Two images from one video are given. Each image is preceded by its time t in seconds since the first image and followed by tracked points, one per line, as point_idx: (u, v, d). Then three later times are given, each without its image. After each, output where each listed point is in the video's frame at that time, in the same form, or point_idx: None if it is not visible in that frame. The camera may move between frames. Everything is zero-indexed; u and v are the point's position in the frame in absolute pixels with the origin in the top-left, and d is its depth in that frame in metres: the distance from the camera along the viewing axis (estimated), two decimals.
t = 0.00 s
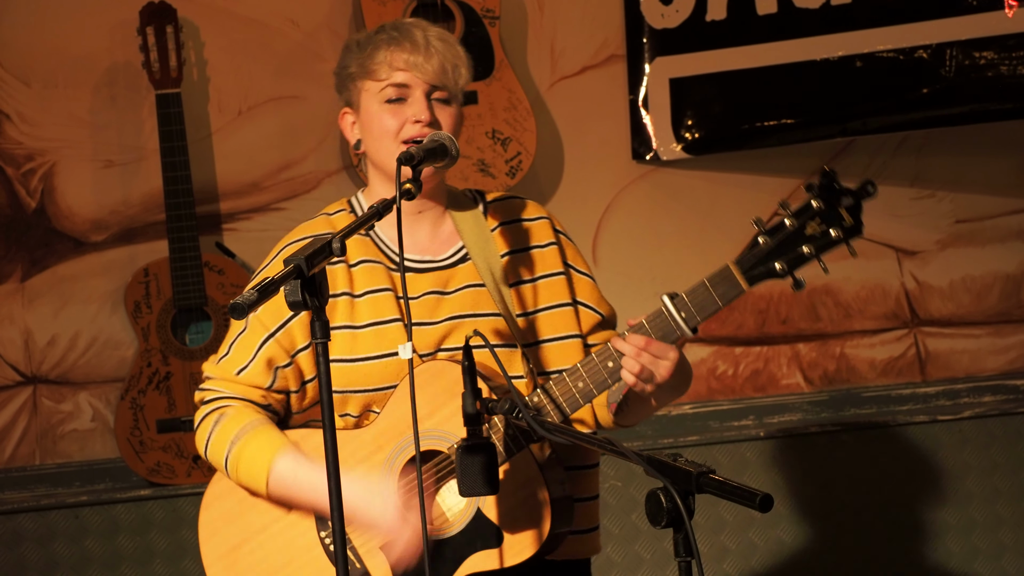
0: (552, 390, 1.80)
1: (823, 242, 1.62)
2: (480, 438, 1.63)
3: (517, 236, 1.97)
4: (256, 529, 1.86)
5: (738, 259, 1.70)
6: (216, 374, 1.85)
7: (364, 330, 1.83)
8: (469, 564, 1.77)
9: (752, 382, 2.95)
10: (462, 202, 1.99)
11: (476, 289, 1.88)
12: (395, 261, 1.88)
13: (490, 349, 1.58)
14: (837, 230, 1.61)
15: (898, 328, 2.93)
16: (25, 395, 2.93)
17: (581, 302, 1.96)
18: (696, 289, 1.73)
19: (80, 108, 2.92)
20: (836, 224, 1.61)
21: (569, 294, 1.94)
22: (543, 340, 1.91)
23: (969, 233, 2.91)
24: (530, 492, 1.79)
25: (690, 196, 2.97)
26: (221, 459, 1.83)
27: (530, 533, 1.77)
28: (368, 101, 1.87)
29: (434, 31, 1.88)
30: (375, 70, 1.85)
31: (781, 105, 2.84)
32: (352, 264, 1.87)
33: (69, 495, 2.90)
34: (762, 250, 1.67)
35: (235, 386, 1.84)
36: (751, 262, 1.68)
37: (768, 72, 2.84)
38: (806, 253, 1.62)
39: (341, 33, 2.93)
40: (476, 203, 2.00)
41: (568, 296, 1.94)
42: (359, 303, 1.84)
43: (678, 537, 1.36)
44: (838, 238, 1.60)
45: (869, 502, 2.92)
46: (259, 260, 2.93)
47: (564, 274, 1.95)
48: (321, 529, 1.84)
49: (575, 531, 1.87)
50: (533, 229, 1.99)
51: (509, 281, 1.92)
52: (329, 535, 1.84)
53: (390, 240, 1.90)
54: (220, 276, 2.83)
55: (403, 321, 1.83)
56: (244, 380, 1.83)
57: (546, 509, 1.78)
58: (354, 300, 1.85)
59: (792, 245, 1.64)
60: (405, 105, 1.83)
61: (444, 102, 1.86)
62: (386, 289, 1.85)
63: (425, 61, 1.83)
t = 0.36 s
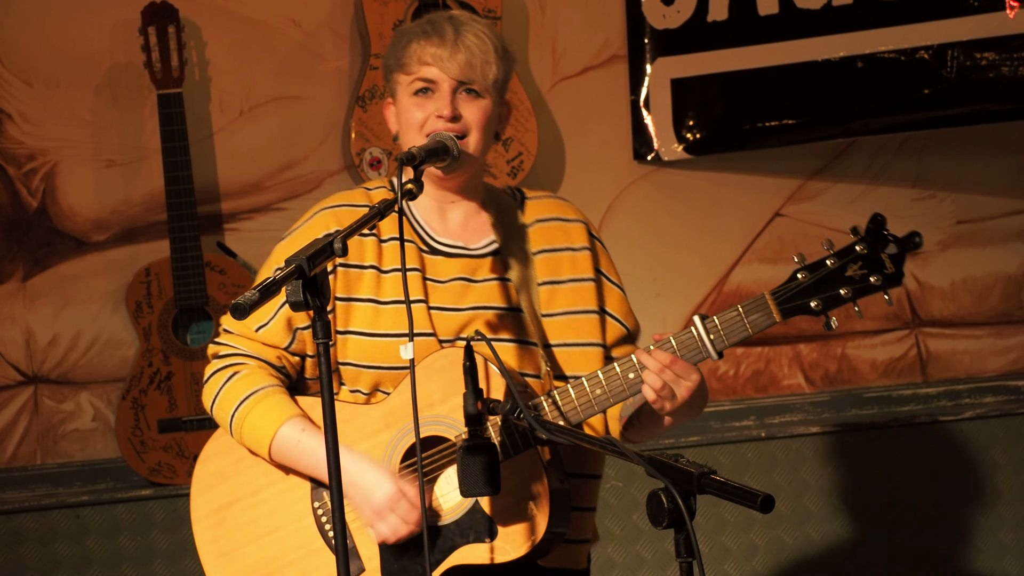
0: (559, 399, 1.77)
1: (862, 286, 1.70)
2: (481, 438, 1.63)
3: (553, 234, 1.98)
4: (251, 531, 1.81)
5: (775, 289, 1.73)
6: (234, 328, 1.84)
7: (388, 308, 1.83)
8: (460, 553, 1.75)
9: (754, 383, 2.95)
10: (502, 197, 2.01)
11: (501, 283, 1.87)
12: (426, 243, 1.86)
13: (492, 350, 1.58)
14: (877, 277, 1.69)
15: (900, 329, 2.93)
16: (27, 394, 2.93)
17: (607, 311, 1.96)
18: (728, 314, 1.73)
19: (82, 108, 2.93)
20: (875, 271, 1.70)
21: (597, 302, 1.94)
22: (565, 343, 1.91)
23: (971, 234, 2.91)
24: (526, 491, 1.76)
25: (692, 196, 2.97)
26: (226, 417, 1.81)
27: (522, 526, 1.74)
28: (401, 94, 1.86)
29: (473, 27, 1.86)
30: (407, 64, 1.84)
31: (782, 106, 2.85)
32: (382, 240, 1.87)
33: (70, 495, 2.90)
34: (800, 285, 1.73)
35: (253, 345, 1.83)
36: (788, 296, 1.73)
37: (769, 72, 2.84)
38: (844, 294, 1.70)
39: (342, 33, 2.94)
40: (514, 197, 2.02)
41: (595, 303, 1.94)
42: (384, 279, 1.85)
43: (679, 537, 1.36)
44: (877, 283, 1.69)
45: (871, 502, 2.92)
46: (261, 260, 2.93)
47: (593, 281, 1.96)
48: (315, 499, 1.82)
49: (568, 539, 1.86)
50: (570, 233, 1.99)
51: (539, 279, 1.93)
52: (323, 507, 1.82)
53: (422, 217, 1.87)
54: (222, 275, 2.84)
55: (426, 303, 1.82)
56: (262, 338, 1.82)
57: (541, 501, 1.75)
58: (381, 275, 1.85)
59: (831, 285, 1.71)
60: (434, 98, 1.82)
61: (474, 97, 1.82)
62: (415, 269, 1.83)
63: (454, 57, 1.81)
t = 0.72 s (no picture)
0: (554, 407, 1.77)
1: (861, 306, 1.58)
2: (481, 441, 1.64)
3: (590, 259, 1.95)
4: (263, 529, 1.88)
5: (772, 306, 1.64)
6: (261, 326, 1.89)
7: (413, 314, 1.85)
8: (451, 558, 1.75)
9: (755, 385, 2.95)
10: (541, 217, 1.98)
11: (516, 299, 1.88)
12: (460, 254, 1.89)
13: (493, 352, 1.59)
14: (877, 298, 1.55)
15: (900, 331, 2.93)
16: (27, 396, 2.93)
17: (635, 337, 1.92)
18: (724, 328, 1.67)
19: (83, 110, 2.93)
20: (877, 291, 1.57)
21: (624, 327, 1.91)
22: (589, 364, 1.89)
23: (971, 236, 2.91)
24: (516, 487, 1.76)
25: (693, 199, 2.97)
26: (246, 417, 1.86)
27: (511, 522, 1.74)
28: (428, 109, 1.90)
29: (495, 35, 1.89)
30: (431, 78, 1.89)
31: (783, 108, 2.85)
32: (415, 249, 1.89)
33: (71, 496, 2.90)
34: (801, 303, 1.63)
35: (279, 344, 1.88)
36: (785, 313, 1.64)
37: (770, 74, 2.84)
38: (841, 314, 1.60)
39: (343, 35, 2.94)
40: (559, 219, 2.00)
41: (623, 327, 1.91)
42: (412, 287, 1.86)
43: (679, 539, 1.35)
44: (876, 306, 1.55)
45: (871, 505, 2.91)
46: (261, 261, 2.93)
47: (624, 306, 1.93)
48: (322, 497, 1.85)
49: (568, 559, 1.84)
50: (606, 259, 1.96)
51: (570, 299, 1.91)
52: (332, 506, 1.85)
53: (459, 231, 1.92)
54: (222, 277, 2.83)
55: (448, 311, 1.85)
56: (287, 339, 1.87)
57: (530, 498, 1.74)
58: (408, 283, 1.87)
59: (829, 304, 1.61)
60: (455, 105, 1.84)
61: (493, 102, 1.84)
62: (442, 278, 1.86)
63: (472, 63, 1.85)
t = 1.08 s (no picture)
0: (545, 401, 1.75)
1: (829, 295, 1.50)
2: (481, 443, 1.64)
3: (594, 258, 1.92)
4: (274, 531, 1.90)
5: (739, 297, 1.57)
6: (273, 335, 1.97)
7: (416, 316, 1.88)
8: (446, 559, 1.73)
9: (754, 387, 2.95)
10: (550, 217, 1.96)
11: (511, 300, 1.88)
12: (466, 257, 1.91)
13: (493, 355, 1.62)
14: (844, 287, 1.48)
15: (900, 334, 2.93)
16: (27, 397, 2.93)
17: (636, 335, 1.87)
18: (694, 323, 1.62)
19: (83, 112, 2.93)
20: (844, 280, 1.48)
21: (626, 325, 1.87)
22: (589, 365, 1.85)
23: (970, 239, 2.91)
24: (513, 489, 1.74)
25: (693, 201, 2.97)
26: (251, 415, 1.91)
27: (505, 519, 1.71)
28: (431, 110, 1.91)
29: (495, 34, 1.90)
30: (433, 80, 1.91)
31: (783, 110, 2.85)
32: (421, 254, 1.93)
33: (70, 498, 2.90)
34: (770, 293, 1.56)
35: (286, 350, 1.94)
36: (753, 304, 1.57)
37: (770, 76, 2.84)
38: (810, 305, 1.52)
39: (343, 37, 2.94)
40: (567, 219, 1.98)
41: (624, 326, 1.87)
42: (417, 290, 1.90)
43: (679, 542, 1.35)
44: (844, 294, 1.48)
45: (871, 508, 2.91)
46: (261, 263, 2.93)
47: (625, 304, 1.88)
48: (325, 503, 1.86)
49: (563, 560, 1.82)
50: (611, 258, 1.92)
51: (572, 299, 1.88)
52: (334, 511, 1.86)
53: (465, 232, 1.94)
54: (222, 279, 2.83)
55: (449, 312, 1.87)
56: (294, 344, 1.94)
57: (522, 495, 1.70)
58: (413, 287, 1.91)
59: (798, 294, 1.53)
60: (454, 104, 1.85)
61: (492, 100, 1.84)
62: (444, 279, 1.89)
63: (470, 62, 1.86)
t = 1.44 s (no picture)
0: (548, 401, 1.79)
1: (820, 267, 1.62)
2: (480, 445, 1.63)
3: (559, 260, 1.95)
4: (275, 536, 1.89)
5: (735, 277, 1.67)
6: (244, 369, 1.92)
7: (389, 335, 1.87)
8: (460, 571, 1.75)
9: (754, 389, 2.95)
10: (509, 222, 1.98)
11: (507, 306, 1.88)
12: (431, 273, 1.89)
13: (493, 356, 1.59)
14: (835, 258, 1.59)
15: (900, 336, 2.92)
16: (26, 398, 2.93)
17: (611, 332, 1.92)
18: (690, 307, 1.69)
19: (83, 113, 2.93)
20: (833, 251, 1.60)
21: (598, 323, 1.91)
22: (569, 364, 1.88)
23: (970, 241, 2.91)
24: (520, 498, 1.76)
25: (693, 203, 2.97)
26: (236, 450, 1.88)
27: (515, 528, 1.74)
28: (418, 115, 1.88)
29: (492, 53, 1.91)
30: (424, 85, 1.87)
31: (783, 112, 2.85)
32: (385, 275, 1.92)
33: (69, 499, 2.90)
34: (762, 270, 1.67)
35: (258, 380, 1.90)
36: (749, 281, 1.67)
37: (770, 78, 2.84)
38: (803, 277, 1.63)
39: (344, 38, 2.94)
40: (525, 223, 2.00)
41: (598, 324, 1.91)
42: (387, 310, 1.89)
43: (679, 544, 1.35)
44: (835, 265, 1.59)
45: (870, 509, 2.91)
46: (260, 265, 2.93)
47: (597, 302, 1.93)
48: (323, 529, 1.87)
49: (569, 559, 1.85)
50: (576, 258, 1.96)
51: (544, 301, 1.91)
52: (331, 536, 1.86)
53: (427, 249, 1.92)
54: (222, 280, 2.82)
55: (425, 329, 1.86)
56: (268, 375, 1.89)
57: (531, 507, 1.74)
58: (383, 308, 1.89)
59: (790, 268, 1.65)
60: (454, 116, 1.84)
61: (491, 115, 1.84)
62: (415, 298, 1.86)
63: (475, 76, 1.85)
